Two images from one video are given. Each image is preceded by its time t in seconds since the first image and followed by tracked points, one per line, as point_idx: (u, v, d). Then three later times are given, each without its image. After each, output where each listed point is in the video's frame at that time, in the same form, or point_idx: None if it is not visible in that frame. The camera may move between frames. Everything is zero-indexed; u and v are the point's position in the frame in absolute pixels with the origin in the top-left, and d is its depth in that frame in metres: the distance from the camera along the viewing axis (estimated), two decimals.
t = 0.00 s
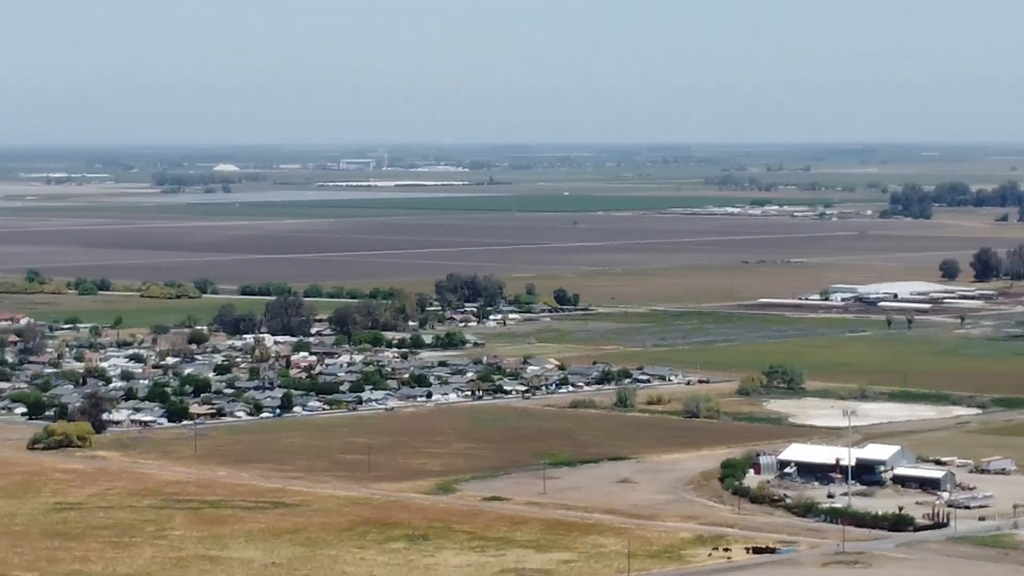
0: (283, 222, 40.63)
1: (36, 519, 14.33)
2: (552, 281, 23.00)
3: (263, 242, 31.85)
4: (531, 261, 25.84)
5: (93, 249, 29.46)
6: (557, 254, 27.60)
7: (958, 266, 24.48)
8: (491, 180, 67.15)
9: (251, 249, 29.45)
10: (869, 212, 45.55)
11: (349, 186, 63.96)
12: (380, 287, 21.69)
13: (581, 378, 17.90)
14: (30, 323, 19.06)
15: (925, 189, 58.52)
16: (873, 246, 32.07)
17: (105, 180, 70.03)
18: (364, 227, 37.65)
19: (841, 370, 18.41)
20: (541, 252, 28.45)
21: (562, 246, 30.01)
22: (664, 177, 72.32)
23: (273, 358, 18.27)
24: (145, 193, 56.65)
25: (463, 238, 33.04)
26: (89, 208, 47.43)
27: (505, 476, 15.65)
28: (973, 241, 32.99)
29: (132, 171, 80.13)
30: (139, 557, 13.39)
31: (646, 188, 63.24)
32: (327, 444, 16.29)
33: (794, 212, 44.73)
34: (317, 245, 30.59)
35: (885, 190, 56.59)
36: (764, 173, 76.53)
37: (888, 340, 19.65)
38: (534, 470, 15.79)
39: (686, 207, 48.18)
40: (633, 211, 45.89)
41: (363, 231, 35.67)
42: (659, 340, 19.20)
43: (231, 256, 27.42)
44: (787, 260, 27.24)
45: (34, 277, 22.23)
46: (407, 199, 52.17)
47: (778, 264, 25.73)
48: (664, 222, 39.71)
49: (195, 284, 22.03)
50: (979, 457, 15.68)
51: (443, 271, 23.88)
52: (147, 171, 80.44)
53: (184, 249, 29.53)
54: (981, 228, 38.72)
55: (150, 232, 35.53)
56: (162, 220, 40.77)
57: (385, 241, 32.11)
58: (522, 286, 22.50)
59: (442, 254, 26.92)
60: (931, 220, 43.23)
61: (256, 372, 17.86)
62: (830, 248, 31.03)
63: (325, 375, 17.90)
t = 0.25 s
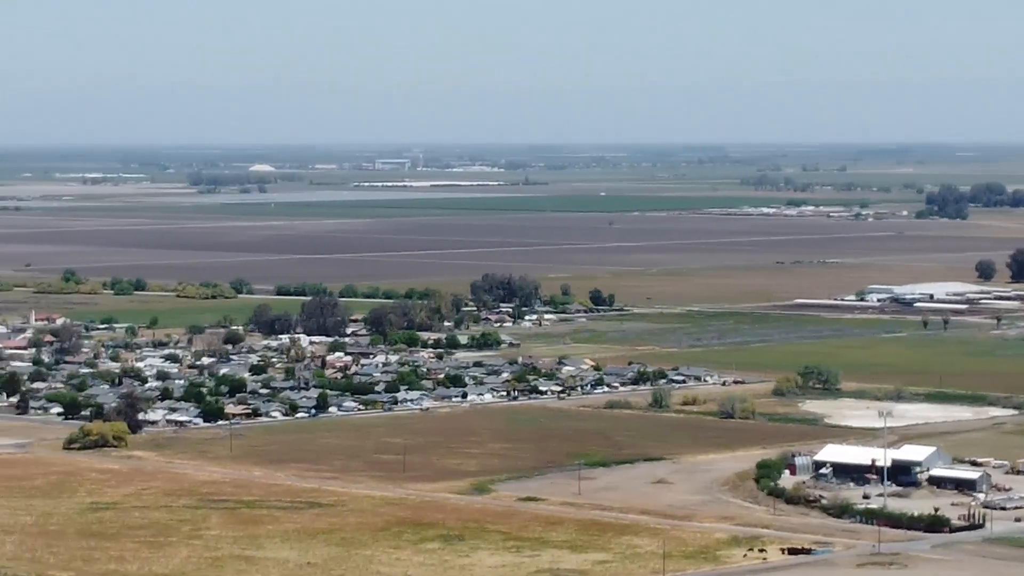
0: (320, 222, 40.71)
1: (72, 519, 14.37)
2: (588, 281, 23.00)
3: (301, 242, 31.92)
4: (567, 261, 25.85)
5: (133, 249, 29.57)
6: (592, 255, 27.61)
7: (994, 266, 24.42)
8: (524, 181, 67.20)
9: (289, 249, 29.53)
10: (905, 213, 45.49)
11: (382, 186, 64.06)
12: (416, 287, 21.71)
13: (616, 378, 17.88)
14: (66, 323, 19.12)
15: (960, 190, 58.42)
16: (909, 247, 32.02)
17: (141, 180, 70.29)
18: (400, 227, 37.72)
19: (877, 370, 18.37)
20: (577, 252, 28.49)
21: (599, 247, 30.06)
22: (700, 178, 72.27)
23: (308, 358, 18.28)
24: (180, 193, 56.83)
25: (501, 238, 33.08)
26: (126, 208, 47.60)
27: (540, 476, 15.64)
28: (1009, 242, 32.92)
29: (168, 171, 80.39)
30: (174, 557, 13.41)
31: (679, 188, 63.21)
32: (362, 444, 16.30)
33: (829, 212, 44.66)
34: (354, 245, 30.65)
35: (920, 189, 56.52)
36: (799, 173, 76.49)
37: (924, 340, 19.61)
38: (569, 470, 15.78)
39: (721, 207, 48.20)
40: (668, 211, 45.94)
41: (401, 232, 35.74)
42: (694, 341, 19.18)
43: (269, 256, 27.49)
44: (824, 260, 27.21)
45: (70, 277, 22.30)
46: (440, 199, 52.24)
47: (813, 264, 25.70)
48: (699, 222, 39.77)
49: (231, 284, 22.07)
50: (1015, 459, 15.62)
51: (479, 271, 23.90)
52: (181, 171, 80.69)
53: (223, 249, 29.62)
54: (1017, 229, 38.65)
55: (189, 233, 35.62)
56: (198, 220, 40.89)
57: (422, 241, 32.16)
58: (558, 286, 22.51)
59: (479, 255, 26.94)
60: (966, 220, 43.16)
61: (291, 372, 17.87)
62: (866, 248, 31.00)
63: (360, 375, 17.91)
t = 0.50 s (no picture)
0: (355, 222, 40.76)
1: (107, 518, 14.40)
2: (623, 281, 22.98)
3: (337, 242, 31.97)
4: (602, 261, 25.84)
5: (170, 249, 29.68)
6: (628, 255, 27.60)
7: None
8: (557, 181, 67.21)
9: (326, 249, 29.60)
10: (941, 212, 45.40)
11: (415, 187, 64.13)
12: (451, 287, 21.73)
13: (651, 379, 17.86)
14: (101, 323, 19.17)
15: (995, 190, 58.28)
16: (946, 247, 31.96)
17: (176, 180, 70.50)
18: (434, 227, 37.78)
19: (913, 371, 18.32)
20: (613, 252, 28.48)
21: (635, 247, 30.05)
22: (736, 178, 72.23)
23: (343, 358, 18.29)
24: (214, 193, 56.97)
25: (536, 238, 33.09)
26: (161, 208, 47.75)
27: (575, 477, 15.62)
28: None
29: (203, 172, 80.58)
30: (209, 556, 13.42)
31: (712, 188, 63.15)
32: (396, 443, 16.30)
33: (864, 213, 44.58)
34: (390, 245, 30.70)
35: (956, 190, 56.40)
36: (834, 173, 76.38)
37: (960, 340, 19.55)
38: (603, 471, 15.76)
39: (755, 207, 48.15)
40: (702, 211, 45.91)
41: (437, 232, 35.76)
42: (729, 341, 19.16)
43: (305, 256, 27.54)
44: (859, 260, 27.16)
45: (106, 277, 22.38)
46: (474, 200, 52.27)
47: (848, 265, 25.65)
48: (733, 223, 39.74)
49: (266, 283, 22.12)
50: None
51: (514, 271, 23.91)
52: (217, 172, 80.87)
53: (260, 249, 29.67)
54: None
55: (224, 232, 35.70)
56: (233, 220, 41.00)
57: (458, 241, 32.18)
58: (593, 286, 22.51)
59: (515, 254, 26.95)
60: (1002, 220, 43.05)
61: (326, 372, 17.88)
62: (902, 248, 30.94)
63: (395, 376, 17.91)
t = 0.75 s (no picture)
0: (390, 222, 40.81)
1: (142, 518, 14.42)
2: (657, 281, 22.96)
3: (373, 241, 32.02)
4: (638, 261, 25.83)
5: (206, 248, 29.75)
6: (663, 254, 27.59)
7: None
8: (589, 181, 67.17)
9: (361, 249, 29.63)
10: (976, 212, 45.30)
11: (445, 187, 64.15)
12: (485, 287, 21.74)
13: (685, 379, 17.84)
14: (136, 322, 19.22)
15: None
16: (982, 247, 31.88)
17: (209, 180, 70.65)
18: (468, 227, 37.80)
19: (949, 371, 18.27)
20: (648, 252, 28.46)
21: (671, 247, 30.04)
22: (771, 178, 72.19)
23: (378, 358, 18.30)
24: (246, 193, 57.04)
25: (572, 238, 33.09)
26: (196, 207, 47.85)
27: (609, 477, 15.60)
28: None
29: (237, 171, 80.69)
30: (244, 556, 13.43)
31: (743, 188, 63.07)
32: (431, 444, 16.31)
33: (897, 213, 44.49)
34: (425, 245, 30.72)
35: (991, 190, 56.28)
36: (869, 173, 76.29)
37: (996, 340, 19.49)
38: (638, 471, 15.74)
39: (790, 207, 48.11)
40: (736, 211, 45.88)
41: (472, 232, 35.78)
42: (764, 341, 19.14)
43: (342, 255, 27.58)
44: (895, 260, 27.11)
45: (141, 276, 22.44)
46: (506, 199, 52.27)
47: (883, 265, 25.61)
48: (767, 223, 39.72)
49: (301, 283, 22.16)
50: None
51: (549, 271, 23.90)
52: (251, 171, 81.00)
53: (296, 249, 29.70)
54: None
55: (260, 233, 35.76)
56: (268, 219, 41.06)
57: (494, 241, 32.20)
58: (627, 286, 22.50)
59: (550, 254, 26.96)
60: None
61: (361, 372, 17.89)
62: (938, 248, 30.87)
63: (430, 375, 17.91)
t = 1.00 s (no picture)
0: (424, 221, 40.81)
1: (177, 517, 14.45)
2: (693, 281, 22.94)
3: (410, 241, 32.03)
4: (674, 261, 25.81)
5: (245, 248, 29.80)
6: (700, 254, 27.56)
7: None
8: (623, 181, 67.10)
9: (398, 249, 29.65)
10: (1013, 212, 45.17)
11: (478, 187, 64.13)
12: (521, 287, 21.74)
13: (721, 379, 17.82)
14: (172, 322, 19.26)
15: None
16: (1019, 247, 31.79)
17: (244, 180, 70.73)
18: (504, 227, 37.79)
19: (985, 372, 18.22)
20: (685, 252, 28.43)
21: (707, 246, 30.00)
22: (807, 178, 72.13)
23: (413, 358, 18.31)
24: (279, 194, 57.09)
25: (609, 238, 33.06)
26: (232, 207, 47.91)
27: (645, 477, 15.58)
28: None
29: (272, 171, 80.76)
30: (279, 556, 13.44)
31: (776, 188, 62.95)
32: (466, 444, 16.30)
33: (933, 213, 44.40)
34: (462, 245, 30.72)
35: None
36: (904, 173, 76.12)
37: None
38: (673, 471, 15.71)
39: (826, 207, 48.02)
40: (772, 211, 45.81)
41: (508, 232, 35.75)
42: (800, 341, 19.12)
43: (379, 255, 27.59)
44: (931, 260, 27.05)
45: (177, 276, 22.50)
46: (540, 199, 52.25)
47: (919, 265, 25.56)
48: (803, 223, 39.66)
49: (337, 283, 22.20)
50: None
51: (585, 271, 23.90)
52: (288, 171, 81.07)
53: (332, 248, 29.68)
54: None
55: (296, 232, 35.76)
56: (305, 219, 41.08)
57: (530, 241, 32.18)
58: (663, 286, 22.49)
59: (587, 254, 26.94)
60: None
61: (396, 372, 17.91)
62: (975, 249, 30.79)
63: (465, 375, 17.92)
